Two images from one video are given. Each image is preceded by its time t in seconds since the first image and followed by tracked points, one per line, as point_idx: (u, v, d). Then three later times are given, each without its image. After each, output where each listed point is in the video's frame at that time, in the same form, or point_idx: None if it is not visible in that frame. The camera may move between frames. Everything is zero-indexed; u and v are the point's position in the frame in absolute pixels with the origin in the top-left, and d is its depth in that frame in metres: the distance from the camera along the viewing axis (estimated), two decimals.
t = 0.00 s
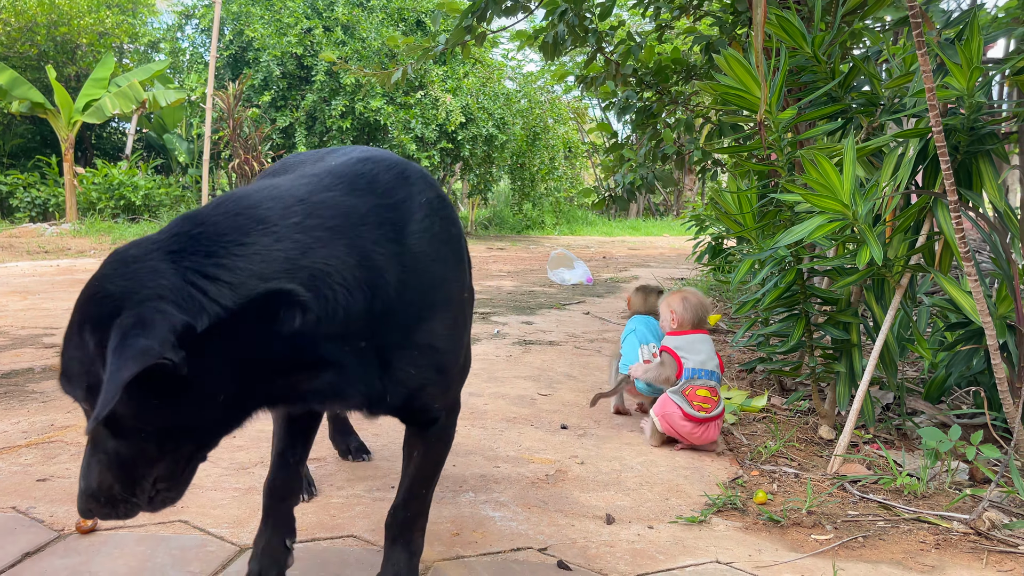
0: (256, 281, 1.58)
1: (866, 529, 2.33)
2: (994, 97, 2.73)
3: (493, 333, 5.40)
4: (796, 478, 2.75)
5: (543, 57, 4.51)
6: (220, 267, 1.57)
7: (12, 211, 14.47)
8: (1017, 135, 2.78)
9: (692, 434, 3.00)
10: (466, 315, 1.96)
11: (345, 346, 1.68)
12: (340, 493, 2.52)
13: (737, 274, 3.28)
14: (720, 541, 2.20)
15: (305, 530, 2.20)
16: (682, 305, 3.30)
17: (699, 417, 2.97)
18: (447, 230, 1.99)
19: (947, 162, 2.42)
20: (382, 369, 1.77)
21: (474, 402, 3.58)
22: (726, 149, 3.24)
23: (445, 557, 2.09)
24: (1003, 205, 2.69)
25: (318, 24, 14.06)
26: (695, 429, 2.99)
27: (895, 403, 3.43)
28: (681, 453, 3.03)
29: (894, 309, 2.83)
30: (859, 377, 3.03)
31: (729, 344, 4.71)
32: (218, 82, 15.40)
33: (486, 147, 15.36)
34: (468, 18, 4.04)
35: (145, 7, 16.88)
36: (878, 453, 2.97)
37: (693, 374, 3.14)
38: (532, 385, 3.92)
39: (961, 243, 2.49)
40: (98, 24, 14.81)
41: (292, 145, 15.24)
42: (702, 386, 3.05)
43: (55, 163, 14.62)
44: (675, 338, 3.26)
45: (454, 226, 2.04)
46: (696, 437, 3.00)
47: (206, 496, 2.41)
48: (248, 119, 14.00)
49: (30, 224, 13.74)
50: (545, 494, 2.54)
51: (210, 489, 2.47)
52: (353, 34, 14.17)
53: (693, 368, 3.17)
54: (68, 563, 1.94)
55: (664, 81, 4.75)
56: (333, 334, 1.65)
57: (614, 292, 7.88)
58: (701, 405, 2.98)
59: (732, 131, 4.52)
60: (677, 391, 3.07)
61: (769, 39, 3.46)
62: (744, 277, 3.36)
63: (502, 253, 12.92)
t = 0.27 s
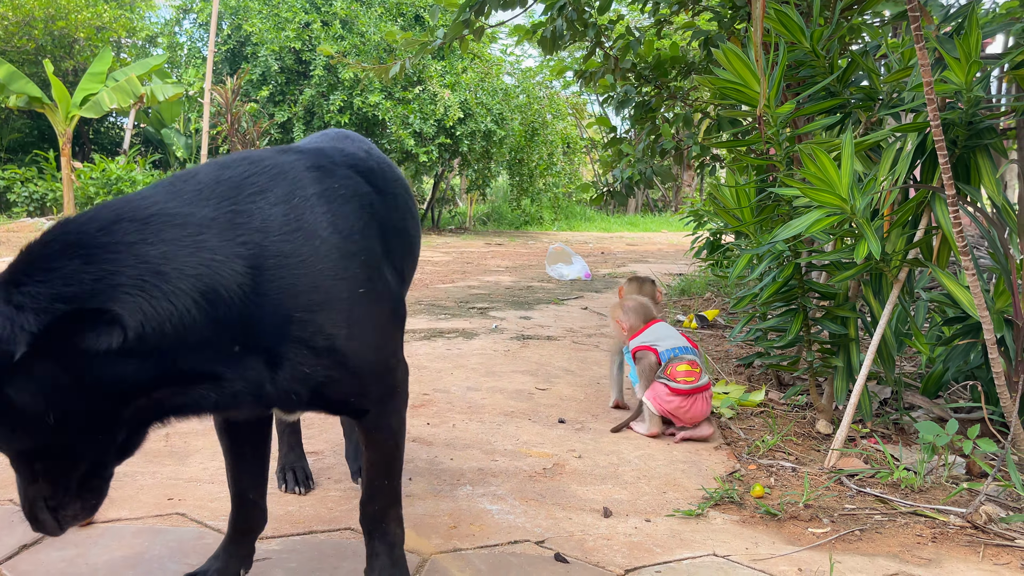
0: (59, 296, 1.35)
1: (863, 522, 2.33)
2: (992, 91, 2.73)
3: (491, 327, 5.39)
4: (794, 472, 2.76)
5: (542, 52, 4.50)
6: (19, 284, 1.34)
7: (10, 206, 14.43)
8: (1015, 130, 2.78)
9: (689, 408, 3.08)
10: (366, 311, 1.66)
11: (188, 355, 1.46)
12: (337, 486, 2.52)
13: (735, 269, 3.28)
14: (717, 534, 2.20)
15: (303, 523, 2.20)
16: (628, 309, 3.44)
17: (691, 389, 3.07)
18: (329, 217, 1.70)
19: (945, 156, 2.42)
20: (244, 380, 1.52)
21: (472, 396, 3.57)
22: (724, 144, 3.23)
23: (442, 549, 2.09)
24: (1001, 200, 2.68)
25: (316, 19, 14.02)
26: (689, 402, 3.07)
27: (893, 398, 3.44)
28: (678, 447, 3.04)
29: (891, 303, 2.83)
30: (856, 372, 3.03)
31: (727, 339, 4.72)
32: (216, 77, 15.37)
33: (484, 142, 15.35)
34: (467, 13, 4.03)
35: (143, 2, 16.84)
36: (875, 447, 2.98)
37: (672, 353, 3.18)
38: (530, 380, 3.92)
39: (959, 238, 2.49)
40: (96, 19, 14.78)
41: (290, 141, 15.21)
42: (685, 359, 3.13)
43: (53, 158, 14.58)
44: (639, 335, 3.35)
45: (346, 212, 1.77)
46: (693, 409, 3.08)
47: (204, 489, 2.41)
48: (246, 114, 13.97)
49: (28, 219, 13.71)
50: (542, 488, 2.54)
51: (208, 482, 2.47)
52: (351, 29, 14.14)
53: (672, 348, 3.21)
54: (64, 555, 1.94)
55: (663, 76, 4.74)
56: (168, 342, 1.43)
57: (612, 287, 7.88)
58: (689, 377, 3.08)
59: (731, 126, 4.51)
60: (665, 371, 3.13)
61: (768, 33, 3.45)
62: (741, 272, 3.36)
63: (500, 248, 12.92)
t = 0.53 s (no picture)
0: None
1: (863, 518, 2.33)
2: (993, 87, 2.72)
3: (491, 324, 5.39)
4: (794, 468, 2.76)
5: (542, 49, 4.49)
6: None
7: (10, 203, 14.41)
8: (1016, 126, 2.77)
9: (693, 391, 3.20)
10: (237, 326, 1.44)
11: (54, 382, 1.40)
12: (337, 482, 2.52)
13: (735, 265, 3.27)
14: (717, 530, 2.20)
15: (303, 518, 2.20)
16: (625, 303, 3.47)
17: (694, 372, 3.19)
18: (202, 223, 1.53)
19: (946, 152, 2.41)
20: (126, 405, 1.47)
21: (472, 392, 3.57)
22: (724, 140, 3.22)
23: (443, 545, 2.09)
24: (1002, 196, 2.68)
25: (317, 16, 13.99)
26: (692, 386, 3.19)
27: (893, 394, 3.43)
28: (678, 443, 3.04)
29: (892, 299, 2.83)
30: (857, 368, 3.03)
31: (727, 336, 4.72)
32: (216, 74, 15.35)
33: (485, 139, 15.34)
34: (467, 9, 4.02)
35: None
36: (875, 443, 2.98)
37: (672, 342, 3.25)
38: (530, 376, 3.92)
39: (960, 234, 2.49)
40: (96, 16, 14.77)
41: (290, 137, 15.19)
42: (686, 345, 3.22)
43: (53, 154, 14.55)
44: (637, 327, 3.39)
45: (230, 213, 1.57)
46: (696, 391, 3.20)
47: (204, 484, 2.41)
48: (246, 111, 13.95)
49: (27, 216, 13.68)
50: (542, 483, 2.54)
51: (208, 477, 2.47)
52: (352, 26, 14.12)
53: (672, 335, 3.28)
54: (65, 550, 1.94)
55: (663, 73, 4.73)
56: (28, 373, 1.37)
57: (611, 284, 7.88)
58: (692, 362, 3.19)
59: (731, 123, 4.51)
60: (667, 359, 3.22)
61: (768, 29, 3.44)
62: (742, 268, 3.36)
63: (500, 245, 12.91)
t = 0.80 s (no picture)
0: None
1: (868, 516, 2.33)
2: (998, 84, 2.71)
3: (494, 322, 5.39)
4: (798, 466, 2.75)
5: (545, 46, 4.48)
6: None
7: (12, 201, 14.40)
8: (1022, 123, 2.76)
9: (694, 391, 3.26)
10: (133, 322, 1.39)
11: None
12: (341, 479, 2.53)
13: (739, 263, 3.26)
14: (722, 527, 2.20)
15: (307, 515, 2.20)
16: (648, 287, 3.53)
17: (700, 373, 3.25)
18: (122, 206, 1.49)
19: (952, 149, 2.40)
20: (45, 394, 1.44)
21: (475, 390, 3.57)
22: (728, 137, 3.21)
23: (447, 541, 2.09)
24: (1007, 192, 2.67)
25: (319, 14, 13.98)
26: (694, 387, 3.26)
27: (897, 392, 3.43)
28: (682, 441, 3.04)
29: (897, 296, 2.83)
30: (861, 366, 3.03)
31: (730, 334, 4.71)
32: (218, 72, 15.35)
33: (487, 138, 15.34)
34: (470, 6, 4.01)
35: None
36: (879, 441, 2.97)
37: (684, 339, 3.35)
38: (533, 374, 3.92)
39: (965, 230, 2.48)
40: (98, 14, 14.77)
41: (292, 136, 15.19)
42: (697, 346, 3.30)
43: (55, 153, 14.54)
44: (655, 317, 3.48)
45: (154, 199, 1.52)
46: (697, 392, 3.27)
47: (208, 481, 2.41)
48: (249, 110, 13.95)
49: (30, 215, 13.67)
50: (546, 481, 2.54)
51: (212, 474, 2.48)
52: (354, 24, 14.11)
53: (684, 335, 3.36)
54: (70, 546, 1.94)
55: (666, 71, 4.71)
56: None
57: (614, 283, 7.87)
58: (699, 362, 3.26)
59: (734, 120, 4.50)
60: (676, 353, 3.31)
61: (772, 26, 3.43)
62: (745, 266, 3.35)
63: (502, 244, 12.89)
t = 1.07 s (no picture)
0: None
1: (872, 514, 2.33)
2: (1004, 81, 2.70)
3: (498, 321, 5.39)
4: (802, 464, 2.75)
5: (548, 44, 4.47)
6: None
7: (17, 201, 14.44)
8: None
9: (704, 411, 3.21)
10: (61, 320, 1.34)
11: None
12: (345, 477, 2.53)
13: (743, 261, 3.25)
14: (726, 525, 2.19)
15: (311, 513, 2.21)
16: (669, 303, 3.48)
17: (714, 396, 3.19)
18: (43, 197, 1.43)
19: (957, 146, 2.39)
20: None
21: (479, 389, 3.57)
22: (732, 136, 3.21)
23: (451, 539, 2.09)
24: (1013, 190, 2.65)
25: (322, 14, 13.98)
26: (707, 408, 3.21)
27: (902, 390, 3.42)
28: (686, 439, 3.04)
29: (901, 294, 2.82)
30: (865, 364, 3.02)
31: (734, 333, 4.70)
32: (222, 72, 15.38)
33: (490, 137, 15.34)
34: (473, 5, 4.00)
35: None
36: (884, 439, 2.97)
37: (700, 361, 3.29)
38: (537, 372, 3.92)
39: (970, 228, 2.47)
40: (103, 15, 14.81)
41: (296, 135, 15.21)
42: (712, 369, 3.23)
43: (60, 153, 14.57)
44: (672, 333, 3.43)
45: (74, 191, 1.46)
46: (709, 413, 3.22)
47: (212, 479, 2.41)
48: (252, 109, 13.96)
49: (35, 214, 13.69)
50: (550, 479, 2.54)
51: (216, 472, 2.48)
52: (358, 24, 14.13)
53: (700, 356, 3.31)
54: (75, 544, 1.95)
55: (670, 69, 4.70)
56: None
57: (617, 281, 7.86)
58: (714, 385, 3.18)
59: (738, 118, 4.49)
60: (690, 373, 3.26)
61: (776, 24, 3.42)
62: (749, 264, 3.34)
63: (505, 244, 12.88)
